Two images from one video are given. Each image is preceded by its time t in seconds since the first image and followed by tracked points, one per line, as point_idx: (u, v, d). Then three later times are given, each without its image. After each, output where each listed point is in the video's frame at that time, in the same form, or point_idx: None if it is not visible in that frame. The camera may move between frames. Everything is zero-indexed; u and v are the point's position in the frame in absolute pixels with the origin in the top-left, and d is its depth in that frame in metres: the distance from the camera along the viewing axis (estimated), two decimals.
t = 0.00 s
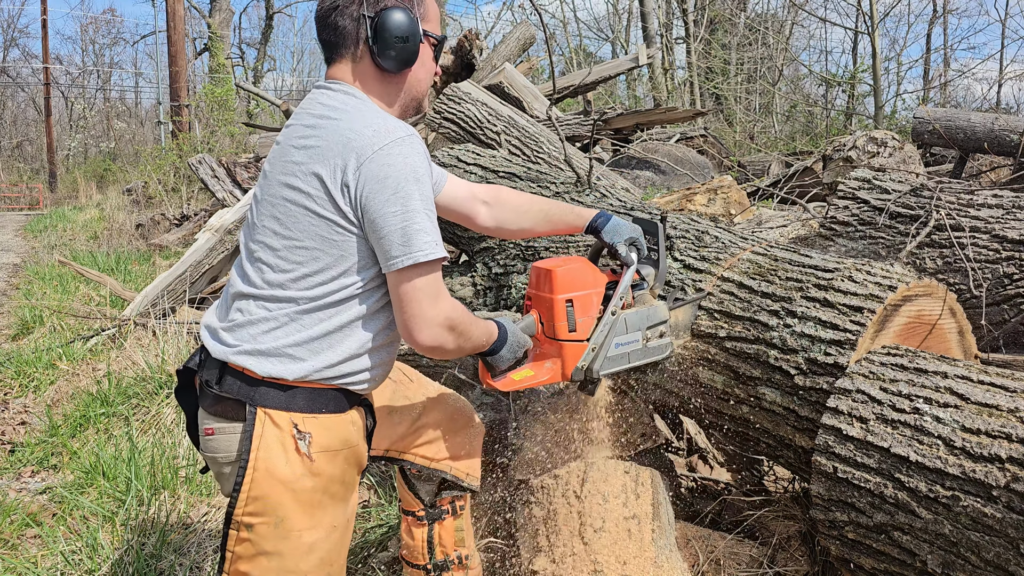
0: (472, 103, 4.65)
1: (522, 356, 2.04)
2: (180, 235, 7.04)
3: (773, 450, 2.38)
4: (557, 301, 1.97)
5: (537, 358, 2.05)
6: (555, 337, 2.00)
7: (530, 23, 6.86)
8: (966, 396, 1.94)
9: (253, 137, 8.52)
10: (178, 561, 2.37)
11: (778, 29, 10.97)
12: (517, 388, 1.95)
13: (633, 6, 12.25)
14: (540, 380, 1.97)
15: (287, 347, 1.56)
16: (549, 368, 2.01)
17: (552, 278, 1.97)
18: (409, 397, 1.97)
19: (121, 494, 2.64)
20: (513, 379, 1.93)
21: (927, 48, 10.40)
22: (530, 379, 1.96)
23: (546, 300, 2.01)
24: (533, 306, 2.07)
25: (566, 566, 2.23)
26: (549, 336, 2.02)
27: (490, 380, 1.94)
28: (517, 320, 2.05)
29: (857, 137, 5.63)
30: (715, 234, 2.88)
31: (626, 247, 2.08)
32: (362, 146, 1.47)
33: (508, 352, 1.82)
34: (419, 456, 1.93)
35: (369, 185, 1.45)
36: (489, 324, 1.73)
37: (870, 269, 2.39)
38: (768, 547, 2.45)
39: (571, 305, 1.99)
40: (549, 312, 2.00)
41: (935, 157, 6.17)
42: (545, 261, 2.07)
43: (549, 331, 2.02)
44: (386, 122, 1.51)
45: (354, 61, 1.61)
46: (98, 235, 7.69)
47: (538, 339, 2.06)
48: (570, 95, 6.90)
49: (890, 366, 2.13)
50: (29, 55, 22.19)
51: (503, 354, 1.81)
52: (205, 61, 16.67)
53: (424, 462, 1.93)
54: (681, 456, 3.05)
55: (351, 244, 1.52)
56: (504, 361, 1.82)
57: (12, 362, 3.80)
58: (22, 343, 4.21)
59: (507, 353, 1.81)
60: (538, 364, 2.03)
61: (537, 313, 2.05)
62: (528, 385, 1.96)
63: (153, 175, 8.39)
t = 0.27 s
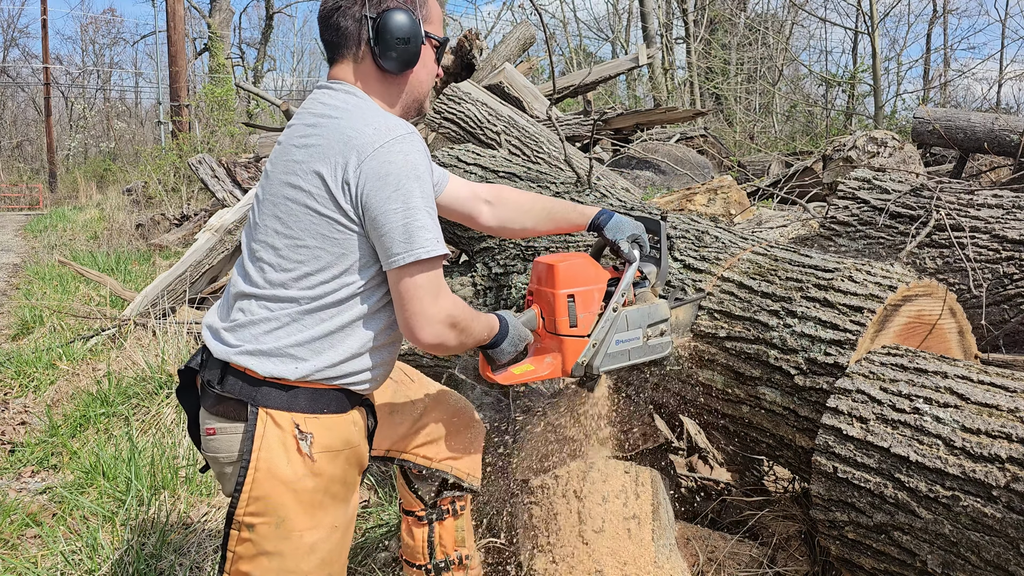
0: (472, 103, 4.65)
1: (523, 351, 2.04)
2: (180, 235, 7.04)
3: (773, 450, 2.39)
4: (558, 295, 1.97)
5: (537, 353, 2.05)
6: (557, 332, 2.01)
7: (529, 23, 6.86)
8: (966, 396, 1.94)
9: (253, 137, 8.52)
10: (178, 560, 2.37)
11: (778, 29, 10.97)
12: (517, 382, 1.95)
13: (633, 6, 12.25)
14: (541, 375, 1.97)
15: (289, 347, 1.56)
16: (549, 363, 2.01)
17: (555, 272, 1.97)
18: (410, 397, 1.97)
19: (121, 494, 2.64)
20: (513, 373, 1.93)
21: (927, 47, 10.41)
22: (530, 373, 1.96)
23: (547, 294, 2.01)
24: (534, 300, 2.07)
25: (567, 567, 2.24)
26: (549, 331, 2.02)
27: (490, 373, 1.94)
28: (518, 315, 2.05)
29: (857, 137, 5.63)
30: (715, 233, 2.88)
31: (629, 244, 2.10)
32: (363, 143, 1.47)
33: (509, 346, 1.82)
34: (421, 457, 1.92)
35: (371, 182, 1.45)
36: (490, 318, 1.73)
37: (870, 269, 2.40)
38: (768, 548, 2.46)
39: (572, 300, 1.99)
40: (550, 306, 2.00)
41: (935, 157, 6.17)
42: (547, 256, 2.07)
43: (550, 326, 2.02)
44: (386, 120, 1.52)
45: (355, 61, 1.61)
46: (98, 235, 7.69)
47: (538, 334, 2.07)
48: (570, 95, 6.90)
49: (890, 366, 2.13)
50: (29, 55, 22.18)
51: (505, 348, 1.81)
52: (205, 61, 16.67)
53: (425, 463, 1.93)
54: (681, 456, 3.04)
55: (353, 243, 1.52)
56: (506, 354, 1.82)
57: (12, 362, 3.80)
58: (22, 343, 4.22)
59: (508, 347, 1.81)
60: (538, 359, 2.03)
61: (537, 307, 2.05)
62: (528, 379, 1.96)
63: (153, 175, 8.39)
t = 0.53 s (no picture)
0: (472, 103, 4.65)
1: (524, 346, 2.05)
2: (180, 235, 7.04)
3: (773, 450, 2.39)
4: (560, 291, 1.97)
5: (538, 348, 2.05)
6: (557, 328, 2.01)
7: (529, 23, 6.86)
8: (966, 396, 1.94)
9: (253, 137, 8.53)
10: (178, 560, 2.37)
11: (778, 29, 10.97)
12: (517, 377, 1.96)
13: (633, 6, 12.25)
14: (541, 371, 1.97)
15: (288, 347, 1.56)
16: (550, 359, 2.02)
17: (556, 268, 1.97)
18: (411, 397, 1.97)
19: (121, 494, 2.64)
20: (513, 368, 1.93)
21: (927, 47, 10.40)
22: (530, 369, 1.97)
23: (549, 290, 2.01)
24: (536, 296, 2.08)
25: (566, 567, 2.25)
26: (550, 327, 2.02)
27: (491, 368, 1.94)
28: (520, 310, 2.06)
29: (857, 137, 5.63)
30: (715, 234, 2.88)
31: (631, 241, 2.09)
32: (363, 141, 1.47)
33: (510, 340, 1.82)
34: (421, 458, 1.93)
35: (371, 180, 1.45)
36: (490, 313, 1.73)
37: (870, 269, 2.40)
38: (768, 547, 2.46)
39: (573, 296, 1.99)
40: (552, 302, 2.00)
41: (935, 157, 6.17)
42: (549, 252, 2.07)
43: (551, 322, 2.02)
44: (386, 118, 1.52)
45: (356, 61, 1.61)
46: (98, 235, 7.69)
47: (539, 330, 2.07)
48: (570, 95, 6.90)
49: (890, 366, 2.13)
50: (29, 55, 22.17)
51: (505, 343, 1.82)
52: (205, 61, 16.67)
53: (425, 463, 1.94)
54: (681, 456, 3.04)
55: (353, 241, 1.52)
56: (506, 349, 1.82)
57: (12, 362, 3.80)
58: (22, 343, 4.21)
59: (508, 342, 1.81)
60: (539, 354, 2.03)
61: (539, 302, 2.05)
62: (528, 374, 1.97)
63: (153, 175, 8.39)
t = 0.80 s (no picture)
0: (472, 103, 4.65)
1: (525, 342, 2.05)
2: (180, 235, 7.04)
3: (773, 450, 2.39)
4: (561, 287, 1.98)
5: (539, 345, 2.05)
6: (559, 325, 2.01)
7: (529, 23, 6.86)
8: (966, 396, 1.94)
9: (253, 138, 8.53)
10: (178, 560, 2.37)
11: (778, 29, 10.97)
12: (518, 372, 1.96)
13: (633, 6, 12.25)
14: (542, 366, 1.97)
15: (288, 346, 1.56)
16: (550, 355, 2.02)
17: (558, 264, 1.98)
18: (410, 398, 1.97)
19: (121, 494, 2.64)
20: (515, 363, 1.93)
21: (927, 47, 10.40)
22: (531, 364, 1.97)
23: (550, 286, 2.02)
24: (538, 293, 2.08)
25: (567, 567, 2.24)
26: (551, 322, 2.03)
27: (492, 362, 1.94)
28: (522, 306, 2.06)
29: (857, 137, 5.63)
30: (715, 234, 2.88)
31: (633, 239, 2.08)
32: (363, 139, 1.47)
33: (511, 334, 1.83)
34: (419, 458, 1.93)
35: (371, 178, 1.46)
36: (490, 306, 1.74)
37: (870, 270, 2.40)
38: (768, 547, 2.46)
39: (575, 292, 1.99)
40: (553, 298, 2.01)
41: (935, 157, 6.17)
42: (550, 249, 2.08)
43: (552, 317, 2.03)
44: (385, 117, 1.52)
45: (357, 61, 1.61)
46: (98, 235, 7.69)
47: (540, 327, 2.07)
48: (570, 95, 6.90)
49: (890, 366, 2.13)
50: (29, 55, 22.17)
51: (507, 336, 1.82)
52: (205, 61, 16.67)
53: (423, 464, 1.94)
54: (682, 456, 3.04)
55: (353, 239, 1.52)
56: (507, 343, 1.83)
57: (12, 362, 3.80)
58: (22, 343, 4.21)
59: (509, 335, 1.82)
60: (540, 350, 2.03)
61: (541, 299, 2.06)
62: (529, 369, 1.97)
63: (153, 175, 8.39)
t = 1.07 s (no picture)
0: (472, 104, 4.65)
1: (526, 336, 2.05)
2: (180, 235, 7.04)
3: (773, 450, 2.38)
4: (563, 283, 1.98)
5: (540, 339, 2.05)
6: (560, 320, 2.01)
7: (529, 23, 6.86)
8: (966, 396, 1.94)
9: (253, 138, 8.53)
10: (178, 560, 2.37)
11: (778, 29, 10.97)
12: (519, 367, 1.96)
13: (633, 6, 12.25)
14: (542, 361, 1.97)
15: (284, 345, 1.56)
16: (551, 350, 2.02)
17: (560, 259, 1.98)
18: (403, 399, 1.96)
19: (121, 494, 2.64)
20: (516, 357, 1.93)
21: (927, 47, 10.40)
22: (532, 360, 1.97)
23: (553, 281, 2.02)
24: (540, 288, 2.09)
25: (567, 566, 2.26)
26: (553, 317, 2.03)
27: (492, 356, 1.94)
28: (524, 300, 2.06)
29: (857, 137, 5.64)
30: (715, 234, 2.88)
31: (635, 236, 2.09)
32: (363, 139, 1.47)
33: (512, 328, 1.83)
34: (411, 461, 1.93)
35: (371, 177, 1.45)
36: (491, 301, 1.74)
37: (870, 270, 2.40)
38: (768, 547, 2.46)
39: (577, 288, 1.99)
40: (556, 294, 2.01)
41: (935, 156, 6.17)
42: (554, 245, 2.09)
43: (553, 312, 2.03)
44: (387, 116, 1.52)
45: (362, 60, 1.61)
46: (98, 235, 7.69)
47: (542, 321, 2.08)
48: (570, 95, 6.90)
49: (890, 366, 2.13)
50: (29, 55, 22.15)
51: (509, 331, 1.83)
52: (205, 61, 16.67)
53: (415, 466, 1.93)
54: (681, 456, 3.03)
55: (351, 239, 1.52)
56: (508, 336, 1.83)
57: (12, 362, 3.80)
58: (22, 343, 4.21)
59: (511, 329, 1.82)
60: (541, 345, 2.03)
61: (543, 294, 2.06)
62: (530, 364, 1.97)
63: (153, 175, 8.39)
